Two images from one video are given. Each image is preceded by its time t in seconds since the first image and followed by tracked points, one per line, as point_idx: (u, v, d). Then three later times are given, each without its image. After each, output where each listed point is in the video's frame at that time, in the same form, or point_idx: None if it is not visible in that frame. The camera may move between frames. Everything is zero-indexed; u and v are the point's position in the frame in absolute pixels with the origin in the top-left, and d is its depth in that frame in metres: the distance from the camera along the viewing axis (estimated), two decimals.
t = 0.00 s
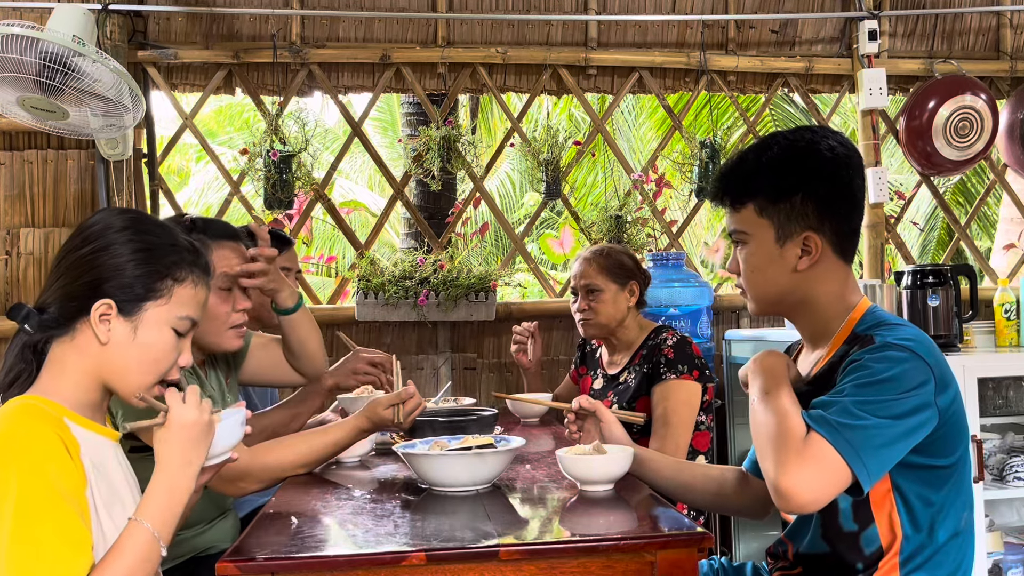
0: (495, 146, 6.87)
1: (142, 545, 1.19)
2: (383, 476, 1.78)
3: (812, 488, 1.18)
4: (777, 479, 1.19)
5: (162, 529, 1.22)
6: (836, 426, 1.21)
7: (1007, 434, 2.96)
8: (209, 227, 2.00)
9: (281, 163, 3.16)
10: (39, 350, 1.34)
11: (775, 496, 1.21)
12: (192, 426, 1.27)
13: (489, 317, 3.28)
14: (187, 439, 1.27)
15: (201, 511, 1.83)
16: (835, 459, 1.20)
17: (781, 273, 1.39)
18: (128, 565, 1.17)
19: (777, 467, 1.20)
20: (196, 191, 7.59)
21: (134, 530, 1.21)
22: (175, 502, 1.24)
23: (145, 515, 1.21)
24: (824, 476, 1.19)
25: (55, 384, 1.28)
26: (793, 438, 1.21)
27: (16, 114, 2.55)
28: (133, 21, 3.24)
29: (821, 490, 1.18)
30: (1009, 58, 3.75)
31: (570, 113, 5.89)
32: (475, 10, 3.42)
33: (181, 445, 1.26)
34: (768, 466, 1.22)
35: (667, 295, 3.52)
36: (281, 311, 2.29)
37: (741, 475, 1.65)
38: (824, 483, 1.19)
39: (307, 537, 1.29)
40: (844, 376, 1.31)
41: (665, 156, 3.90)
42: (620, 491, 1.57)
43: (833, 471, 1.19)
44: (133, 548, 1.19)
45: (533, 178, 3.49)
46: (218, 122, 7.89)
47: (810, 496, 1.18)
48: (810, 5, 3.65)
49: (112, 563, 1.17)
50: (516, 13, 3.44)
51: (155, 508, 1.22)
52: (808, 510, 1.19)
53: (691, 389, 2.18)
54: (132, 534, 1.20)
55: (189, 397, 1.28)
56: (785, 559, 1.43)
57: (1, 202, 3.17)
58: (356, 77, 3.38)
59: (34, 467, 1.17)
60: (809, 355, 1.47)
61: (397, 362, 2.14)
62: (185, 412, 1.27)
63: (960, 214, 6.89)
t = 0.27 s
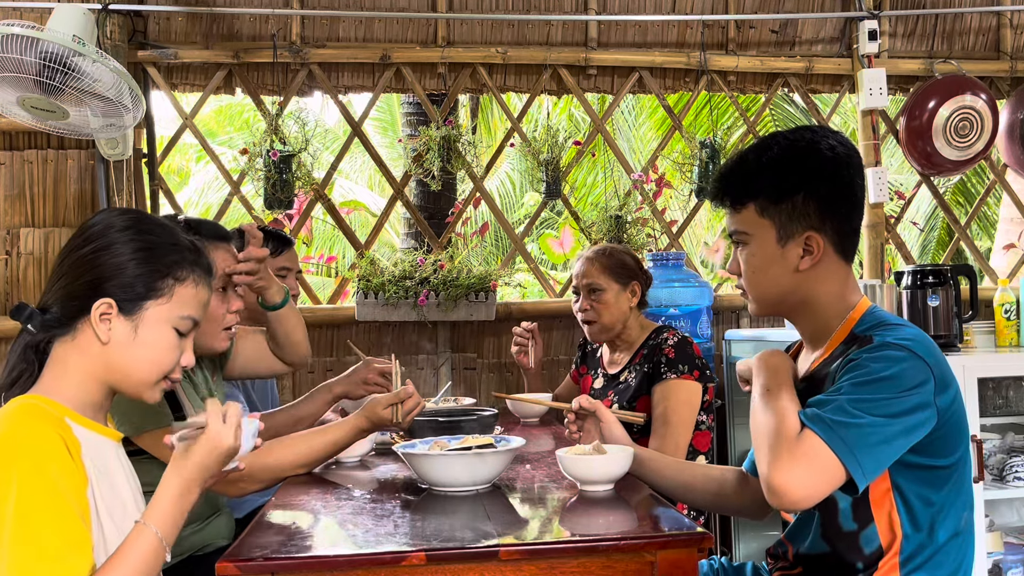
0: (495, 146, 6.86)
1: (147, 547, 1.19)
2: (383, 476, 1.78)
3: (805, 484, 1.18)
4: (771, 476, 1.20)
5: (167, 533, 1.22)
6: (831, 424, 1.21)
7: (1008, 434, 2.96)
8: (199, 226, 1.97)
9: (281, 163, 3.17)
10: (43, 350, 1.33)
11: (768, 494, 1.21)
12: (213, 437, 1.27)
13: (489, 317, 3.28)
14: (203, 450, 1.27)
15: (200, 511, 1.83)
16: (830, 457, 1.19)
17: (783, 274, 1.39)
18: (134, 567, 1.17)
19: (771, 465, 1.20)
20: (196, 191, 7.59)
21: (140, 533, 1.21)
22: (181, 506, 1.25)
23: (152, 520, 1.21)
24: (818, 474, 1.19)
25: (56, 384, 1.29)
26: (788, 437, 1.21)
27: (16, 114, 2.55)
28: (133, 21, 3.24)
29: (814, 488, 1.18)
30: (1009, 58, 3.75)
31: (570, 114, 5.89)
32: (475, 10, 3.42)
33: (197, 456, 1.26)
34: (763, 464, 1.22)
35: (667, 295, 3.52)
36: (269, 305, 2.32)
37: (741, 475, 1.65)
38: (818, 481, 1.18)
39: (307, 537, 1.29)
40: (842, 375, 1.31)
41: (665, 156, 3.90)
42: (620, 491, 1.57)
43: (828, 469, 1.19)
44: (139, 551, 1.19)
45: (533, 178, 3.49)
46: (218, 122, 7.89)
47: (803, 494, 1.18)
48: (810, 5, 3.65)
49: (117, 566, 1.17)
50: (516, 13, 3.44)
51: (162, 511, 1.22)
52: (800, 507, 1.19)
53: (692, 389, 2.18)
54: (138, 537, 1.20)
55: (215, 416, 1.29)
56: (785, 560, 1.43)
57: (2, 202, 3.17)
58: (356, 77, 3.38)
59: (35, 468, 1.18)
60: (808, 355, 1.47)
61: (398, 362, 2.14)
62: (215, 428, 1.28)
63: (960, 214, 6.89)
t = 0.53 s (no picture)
0: (495, 146, 6.86)
1: (150, 549, 1.19)
2: (383, 476, 1.78)
3: (805, 491, 1.18)
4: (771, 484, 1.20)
5: (169, 536, 1.22)
6: (831, 429, 1.21)
7: (1007, 434, 2.96)
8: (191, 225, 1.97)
9: (281, 163, 3.17)
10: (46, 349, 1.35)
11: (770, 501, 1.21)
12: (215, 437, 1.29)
13: (489, 317, 3.28)
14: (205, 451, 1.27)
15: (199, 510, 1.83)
16: (830, 462, 1.20)
17: (783, 274, 1.39)
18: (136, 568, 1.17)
19: (771, 473, 1.21)
20: (196, 191, 7.59)
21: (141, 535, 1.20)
22: (185, 508, 1.25)
23: (154, 522, 1.21)
24: (818, 480, 1.19)
25: (60, 382, 1.28)
26: (787, 444, 1.22)
27: (16, 114, 2.55)
28: (133, 21, 3.24)
29: (814, 494, 1.18)
30: (1009, 58, 3.75)
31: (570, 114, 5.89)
32: (475, 10, 3.42)
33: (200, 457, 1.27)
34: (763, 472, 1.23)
35: (667, 295, 3.51)
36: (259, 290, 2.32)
37: (741, 475, 1.65)
38: (818, 487, 1.19)
39: (307, 537, 1.29)
40: (842, 377, 1.31)
41: (665, 156, 3.90)
42: (620, 491, 1.57)
43: (828, 474, 1.19)
44: (141, 552, 1.18)
45: (533, 178, 3.49)
46: (218, 122, 7.89)
47: (803, 501, 1.18)
48: (810, 5, 3.65)
49: (118, 567, 1.16)
50: (516, 13, 3.44)
51: (164, 513, 1.22)
52: (801, 514, 1.19)
53: (691, 389, 2.18)
54: (139, 539, 1.19)
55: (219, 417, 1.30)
56: (785, 560, 1.43)
57: (2, 202, 3.17)
58: (356, 77, 3.38)
59: (37, 468, 1.18)
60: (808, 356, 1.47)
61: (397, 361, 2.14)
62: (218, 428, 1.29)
63: (960, 214, 6.89)
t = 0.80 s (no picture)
0: (495, 146, 6.86)
1: (149, 547, 1.19)
2: (383, 476, 1.78)
3: (819, 490, 1.17)
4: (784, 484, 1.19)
5: (169, 534, 1.22)
6: (839, 426, 1.21)
7: (1008, 434, 2.96)
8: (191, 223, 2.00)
9: (281, 163, 3.17)
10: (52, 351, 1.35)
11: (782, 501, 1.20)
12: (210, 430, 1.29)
13: (489, 317, 3.28)
14: (201, 446, 1.28)
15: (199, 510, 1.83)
16: (841, 460, 1.19)
17: (780, 273, 1.39)
18: (135, 567, 1.16)
19: (783, 473, 1.20)
20: (196, 191, 7.59)
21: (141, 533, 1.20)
22: (185, 506, 1.25)
23: (153, 520, 1.21)
24: (830, 478, 1.18)
25: (64, 382, 1.29)
26: (798, 444, 1.21)
27: (16, 114, 2.55)
28: (133, 21, 3.24)
29: (828, 493, 1.17)
30: (1009, 58, 3.75)
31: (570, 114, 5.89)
32: (475, 10, 3.42)
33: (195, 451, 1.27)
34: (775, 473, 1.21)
35: (667, 295, 3.51)
36: (258, 283, 2.31)
37: (741, 475, 1.65)
38: (831, 486, 1.18)
39: (307, 537, 1.29)
40: (844, 376, 1.31)
41: (665, 156, 3.90)
42: (620, 491, 1.57)
43: (840, 472, 1.19)
44: (140, 550, 1.18)
45: (533, 178, 3.50)
46: (218, 122, 7.89)
47: (816, 500, 1.17)
48: (810, 5, 3.65)
49: (118, 564, 1.16)
50: (516, 13, 3.44)
51: (163, 511, 1.22)
52: (815, 514, 1.18)
53: (691, 388, 2.18)
54: (139, 537, 1.19)
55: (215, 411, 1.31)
56: (784, 562, 1.43)
57: (2, 202, 3.18)
58: (356, 77, 3.38)
59: (40, 465, 1.18)
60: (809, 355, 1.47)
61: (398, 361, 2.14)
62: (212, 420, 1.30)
63: (960, 214, 6.89)
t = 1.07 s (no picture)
0: (495, 146, 6.87)
1: (159, 521, 1.21)
2: (383, 476, 1.78)
3: (810, 476, 1.17)
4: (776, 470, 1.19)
5: (178, 504, 1.24)
6: (834, 415, 1.21)
7: (1008, 434, 2.96)
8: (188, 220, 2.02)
9: (281, 163, 3.17)
10: (54, 353, 1.36)
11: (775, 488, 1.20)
12: (192, 400, 1.30)
13: (489, 317, 3.28)
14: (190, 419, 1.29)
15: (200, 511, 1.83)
16: (835, 448, 1.19)
17: (781, 272, 1.39)
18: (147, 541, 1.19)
19: (776, 459, 1.20)
20: (196, 191, 7.59)
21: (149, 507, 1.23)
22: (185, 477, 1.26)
23: (158, 491, 1.23)
24: (823, 465, 1.18)
25: (67, 382, 1.29)
26: (792, 432, 1.21)
27: (16, 114, 2.55)
28: (133, 21, 3.24)
29: (820, 480, 1.17)
30: (1009, 58, 3.75)
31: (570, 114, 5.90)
32: (475, 10, 3.42)
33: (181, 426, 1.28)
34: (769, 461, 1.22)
35: (667, 295, 3.51)
36: (257, 287, 2.31)
37: (741, 475, 1.65)
38: (823, 473, 1.18)
39: (307, 537, 1.29)
40: (842, 371, 1.31)
41: (665, 156, 3.89)
42: (620, 491, 1.57)
43: (834, 460, 1.19)
44: (150, 525, 1.21)
45: (533, 178, 3.50)
46: (218, 122, 7.89)
47: (809, 486, 1.17)
48: (810, 5, 3.65)
49: (130, 545, 1.18)
50: (516, 13, 3.44)
51: (167, 484, 1.24)
52: (806, 500, 1.18)
53: (691, 389, 2.18)
54: (148, 513, 1.21)
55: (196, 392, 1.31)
56: (784, 562, 1.43)
57: (2, 202, 3.18)
58: (356, 77, 3.38)
59: (50, 457, 1.18)
60: (811, 353, 1.46)
61: (398, 362, 2.14)
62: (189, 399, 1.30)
63: (960, 214, 6.89)
